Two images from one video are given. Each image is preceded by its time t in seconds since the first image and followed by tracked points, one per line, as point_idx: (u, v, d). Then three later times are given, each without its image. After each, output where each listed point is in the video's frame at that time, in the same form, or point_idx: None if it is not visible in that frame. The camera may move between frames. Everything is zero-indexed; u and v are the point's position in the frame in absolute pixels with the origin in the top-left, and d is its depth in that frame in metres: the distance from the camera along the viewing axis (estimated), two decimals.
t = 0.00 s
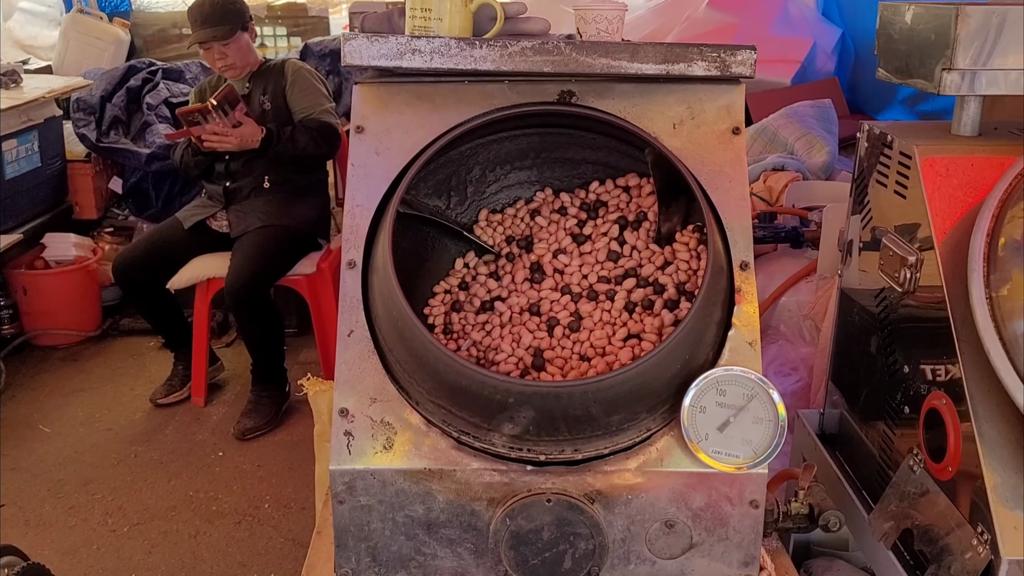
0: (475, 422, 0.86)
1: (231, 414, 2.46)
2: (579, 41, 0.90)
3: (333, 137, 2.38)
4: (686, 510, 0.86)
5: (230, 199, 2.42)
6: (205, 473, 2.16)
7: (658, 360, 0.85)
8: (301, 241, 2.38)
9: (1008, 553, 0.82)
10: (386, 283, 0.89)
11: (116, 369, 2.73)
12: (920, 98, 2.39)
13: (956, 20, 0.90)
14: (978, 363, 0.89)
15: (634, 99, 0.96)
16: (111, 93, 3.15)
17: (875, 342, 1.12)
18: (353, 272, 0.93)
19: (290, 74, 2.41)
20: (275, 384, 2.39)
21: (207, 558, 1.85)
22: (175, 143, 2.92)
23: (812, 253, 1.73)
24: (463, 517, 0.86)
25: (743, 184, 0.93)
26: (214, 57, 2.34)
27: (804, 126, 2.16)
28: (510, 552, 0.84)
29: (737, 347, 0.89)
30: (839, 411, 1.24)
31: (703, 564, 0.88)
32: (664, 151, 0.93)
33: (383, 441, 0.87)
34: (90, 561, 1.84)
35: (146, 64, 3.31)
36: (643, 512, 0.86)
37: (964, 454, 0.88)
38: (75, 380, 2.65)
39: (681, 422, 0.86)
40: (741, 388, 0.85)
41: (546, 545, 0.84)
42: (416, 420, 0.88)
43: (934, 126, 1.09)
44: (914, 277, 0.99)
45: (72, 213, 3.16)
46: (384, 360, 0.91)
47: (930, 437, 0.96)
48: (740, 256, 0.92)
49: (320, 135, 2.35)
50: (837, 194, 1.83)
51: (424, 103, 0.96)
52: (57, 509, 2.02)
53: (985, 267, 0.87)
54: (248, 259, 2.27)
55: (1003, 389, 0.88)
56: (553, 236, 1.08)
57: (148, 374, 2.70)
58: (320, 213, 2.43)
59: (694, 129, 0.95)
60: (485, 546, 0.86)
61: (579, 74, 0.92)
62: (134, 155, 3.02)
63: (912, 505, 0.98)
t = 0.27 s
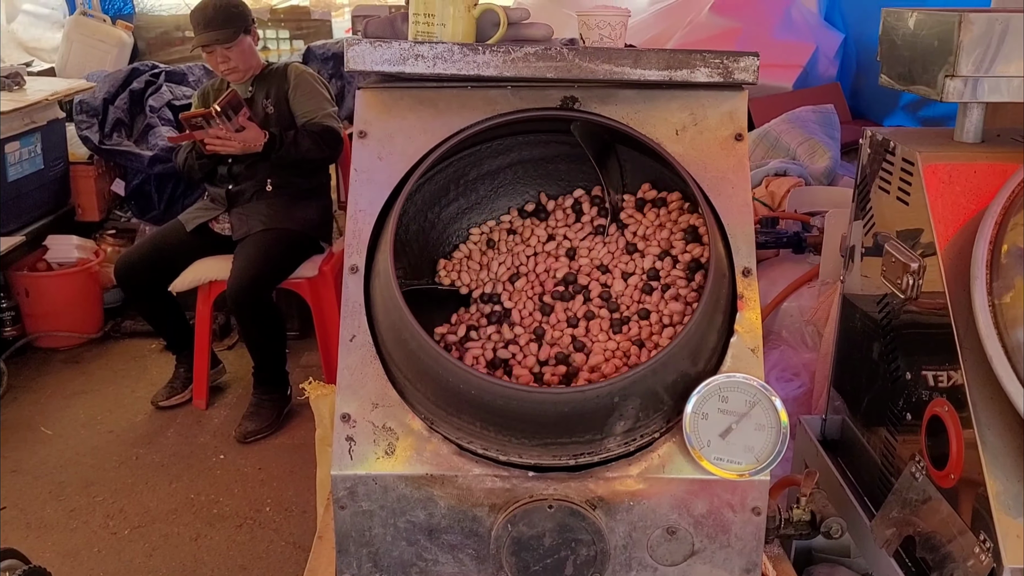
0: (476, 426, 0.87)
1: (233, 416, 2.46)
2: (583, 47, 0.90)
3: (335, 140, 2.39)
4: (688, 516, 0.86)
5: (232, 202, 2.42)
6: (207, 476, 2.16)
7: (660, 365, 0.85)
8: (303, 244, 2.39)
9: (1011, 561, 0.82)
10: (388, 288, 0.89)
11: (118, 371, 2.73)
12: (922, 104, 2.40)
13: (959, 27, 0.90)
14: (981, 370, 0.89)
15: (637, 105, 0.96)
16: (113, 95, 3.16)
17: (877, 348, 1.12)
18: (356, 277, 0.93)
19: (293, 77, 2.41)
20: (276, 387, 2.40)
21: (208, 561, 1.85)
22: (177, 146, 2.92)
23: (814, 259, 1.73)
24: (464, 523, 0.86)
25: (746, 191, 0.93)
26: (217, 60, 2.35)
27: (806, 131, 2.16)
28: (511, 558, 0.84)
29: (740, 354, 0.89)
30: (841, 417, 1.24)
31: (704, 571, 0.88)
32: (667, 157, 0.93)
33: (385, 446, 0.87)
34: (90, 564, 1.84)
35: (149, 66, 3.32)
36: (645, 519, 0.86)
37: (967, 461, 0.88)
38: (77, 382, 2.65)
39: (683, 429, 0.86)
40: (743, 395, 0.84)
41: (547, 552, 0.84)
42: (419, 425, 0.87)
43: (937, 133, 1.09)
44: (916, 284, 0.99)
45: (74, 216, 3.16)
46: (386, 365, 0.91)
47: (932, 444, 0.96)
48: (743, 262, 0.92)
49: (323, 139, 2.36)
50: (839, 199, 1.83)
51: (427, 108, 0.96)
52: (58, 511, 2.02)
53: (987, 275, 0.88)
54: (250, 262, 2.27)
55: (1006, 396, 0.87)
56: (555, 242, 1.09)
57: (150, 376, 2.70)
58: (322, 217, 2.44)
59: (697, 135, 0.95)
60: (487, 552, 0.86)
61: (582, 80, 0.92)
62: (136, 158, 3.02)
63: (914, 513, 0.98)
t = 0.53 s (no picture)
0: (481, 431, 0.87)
1: (235, 419, 2.46)
2: (589, 52, 0.90)
3: (339, 144, 2.39)
4: (693, 521, 0.86)
5: (236, 205, 2.43)
6: (209, 478, 2.17)
7: (664, 371, 0.85)
8: (306, 247, 2.39)
9: (1015, 566, 0.82)
10: (393, 293, 0.90)
11: (121, 373, 2.73)
12: (924, 109, 2.40)
13: (964, 34, 0.90)
14: (986, 376, 0.89)
15: (642, 111, 0.96)
16: (117, 98, 3.17)
17: (881, 354, 1.12)
18: (361, 281, 0.93)
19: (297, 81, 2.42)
20: (279, 390, 2.40)
21: (210, 564, 1.85)
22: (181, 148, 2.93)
23: (817, 263, 1.73)
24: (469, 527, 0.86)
25: (751, 196, 0.94)
26: (221, 64, 2.36)
27: (809, 135, 2.16)
28: (516, 563, 0.84)
29: (745, 359, 0.89)
30: (845, 422, 1.24)
31: None
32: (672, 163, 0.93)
33: (390, 450, 0.87)
34: (93, 566, 1.85)
35: (153, 69, 3.33)
36: (649, 524, 0.86)
37: (972, 467, 0.88)
38: (80, 384, 2.66)
39: (687, 434, 0.86)
40: (748, 400, 0.85)
41: (551, 557, 0.84)
42: (423, 430, 0.88)
43: (942, 139, 1.09)
44: (922, 289, 0.99)
45: (78, 218, 3.16)
46: (391, 369, 0.91)
47: (936, 449, 0.96)
48: (748, 267, 0.92)
49: (327, 142, 2.36)
50: (841, 204, 1.83)
51: (433, 113, 0.96)
52: (61, 513, 2.02)
53: (992, 281, 0.88)
54: (254, 265, 2.28)
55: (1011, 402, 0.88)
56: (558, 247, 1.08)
57: (153, 378, 2.70)
58: (325, 220, 2.44)
59: (703, 140, 0.95)
60: (491, 556, 0.87)
61: (588, 85, 0.93)
62: (140, 160, 3.03)
63: (918, 518, 0.98)
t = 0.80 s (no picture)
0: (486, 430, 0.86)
1: (237, 419, 2.46)
2: (594, 51, 0.90)
3: (342, 144, 2.39)
4: (698, 521, 0.86)
5: (239, 205, 2.43)
6: (211, 478, 2.16)
7: (670, 371, 0.85)
8: (309, 247, 2.39)
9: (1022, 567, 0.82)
10: (399, 292, 0.89)
11: (123, 373, 2.73)
12: (928, 110, 2.40)
13: (971, 33, 0.90)
14: (993, 375, 0.88)
15: (648, 109, 0.96)
16: (120, 98, 3.17)
17: (887, 354, 1.12)
18: (366, 279, 0.93)
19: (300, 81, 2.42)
20: (281, 390, 2.40)
21: (212, 564, 1.84)
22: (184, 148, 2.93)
23: (821, 264, 1.72)
24: (474, 526, 0.86)
25: (757, 195, 0.93)
26: (224, 64, 2.36)
27: (812, 136, 2.16)
28: (521, 562, 0.84)
29: (751, 359, 0.89)
30: (850, 423, 1.23)
31: None
32: (678, 162, 0.93)
33: (394, 449, 0.87)
34: (95, 566, 1.84)
35: (155, 69, 3.33)
36: (655, 523, 0.86)
37: (979, 467, 0.88)
38: (81, 384, 2.65)
39: (693, 433, 0.85)
40: (755, 400, 0.84)
41: (557, 556, 0.84)
42: (428, 428, 0.87)
43: (948, 138, 1.09)
44: (928, 289, 0.99)
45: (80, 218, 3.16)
46: (396, 368, 0.91)
47: (942, 449, 0.96)
48: (754, 266, 0.92)
49: (329, 142, 2.36)
50: (846, 205, 1.82)
51: (438, 111, 0.96)
52: (62, 513, 2.02)
53: (1000, 280, 0.87)
54: (256, 264, 2.28)
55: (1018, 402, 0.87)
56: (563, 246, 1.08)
57: (155, 378, 2.70)
58: (328, 221, 2.44)
59: (709, 139, 0.95)
60: (496, 555, 0.86)
61: (594, 84, 0.92)
62: (142, 160, 3.03)
63: (923, 519, 0.98)
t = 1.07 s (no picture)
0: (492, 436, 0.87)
1: (240, 423, 2.46)
2: (598, 57, 0.90)
3: (345, 149, 2.40)
4: (702, 527, 0.86)
5: (242, 210, 2.44)
6: (214, 483, 2.17)
7: (675, 378, 0.85)
8: (313, 252, 2.40)
9: None
10: (405, 298, 0.90)
11: (127, 378, 2.73)
12: (930, 115, 2.40)
13: (974, 40, 0.91)
14: (997, 382, 0.88)
15: (652, 116, 0.96)
16: (124, 103, 3.18)
17: (890, 360, 1.12)
18: (372, 285, 0.93)
19: (304, 87, 2.43)
20: (284, 395, 2.40)
21: (215, 569, 1.84)
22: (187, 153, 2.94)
23: (824, 269, 1.73)
24: (479, 532, 0.86)
25: (761, 201, 0.94)
26: (228, 69, 2.37)
27: (815, 141, 2.16)
28: (525, 567, 0.84)
29: (754, 364, 0.89)
30: (853, 429, 1.24)
31: None
32: (682, 168, 0.93)
33: (399, 455, 0.87)
34: (98, 570, 1.85)
35: (159, 74, 3.35)
36: (659, 529, 0.86)
37: (983, 473, 0.88)
38: (85, 388, 2.66)
39: (698, 439, 0.86)
40: (758, 405, 0.85)
41: (561, 561, 0.84)
42: (433, 434, 0.87)
43: (951, 144, 1.09)
44: (931, 296, 0.99)
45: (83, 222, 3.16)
46: (400, 373, 0.91)
47: (946, 455, 0.96)
48: (757, 273, 0.92)
49: (333, 147, 2.37)
50: (848, 210, 1.83)
51: (443, 118, 0.96)
52: (66, 517, 2.02)
53: (1004, 286, 0.87)
54: (260, 269, 2.28)
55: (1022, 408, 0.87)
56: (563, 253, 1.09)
57: (158, 382, 2.70)
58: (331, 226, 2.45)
59: (713, 145, 0.95)
60: (501, 561, 0.86)
61: (598, 90, 0.93)
62: (146, 164, 3.04)
63: (927, 524, 0.98)
